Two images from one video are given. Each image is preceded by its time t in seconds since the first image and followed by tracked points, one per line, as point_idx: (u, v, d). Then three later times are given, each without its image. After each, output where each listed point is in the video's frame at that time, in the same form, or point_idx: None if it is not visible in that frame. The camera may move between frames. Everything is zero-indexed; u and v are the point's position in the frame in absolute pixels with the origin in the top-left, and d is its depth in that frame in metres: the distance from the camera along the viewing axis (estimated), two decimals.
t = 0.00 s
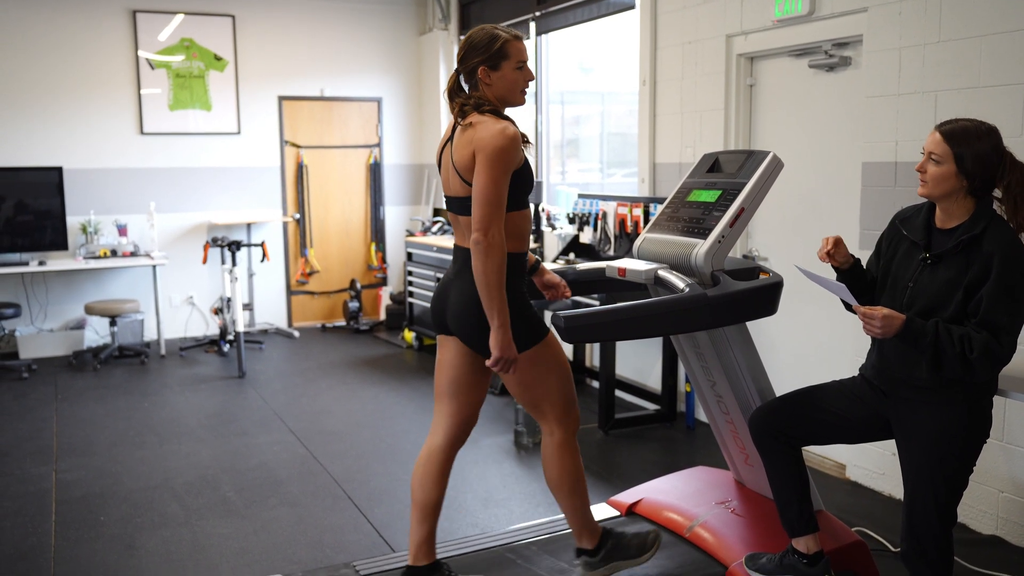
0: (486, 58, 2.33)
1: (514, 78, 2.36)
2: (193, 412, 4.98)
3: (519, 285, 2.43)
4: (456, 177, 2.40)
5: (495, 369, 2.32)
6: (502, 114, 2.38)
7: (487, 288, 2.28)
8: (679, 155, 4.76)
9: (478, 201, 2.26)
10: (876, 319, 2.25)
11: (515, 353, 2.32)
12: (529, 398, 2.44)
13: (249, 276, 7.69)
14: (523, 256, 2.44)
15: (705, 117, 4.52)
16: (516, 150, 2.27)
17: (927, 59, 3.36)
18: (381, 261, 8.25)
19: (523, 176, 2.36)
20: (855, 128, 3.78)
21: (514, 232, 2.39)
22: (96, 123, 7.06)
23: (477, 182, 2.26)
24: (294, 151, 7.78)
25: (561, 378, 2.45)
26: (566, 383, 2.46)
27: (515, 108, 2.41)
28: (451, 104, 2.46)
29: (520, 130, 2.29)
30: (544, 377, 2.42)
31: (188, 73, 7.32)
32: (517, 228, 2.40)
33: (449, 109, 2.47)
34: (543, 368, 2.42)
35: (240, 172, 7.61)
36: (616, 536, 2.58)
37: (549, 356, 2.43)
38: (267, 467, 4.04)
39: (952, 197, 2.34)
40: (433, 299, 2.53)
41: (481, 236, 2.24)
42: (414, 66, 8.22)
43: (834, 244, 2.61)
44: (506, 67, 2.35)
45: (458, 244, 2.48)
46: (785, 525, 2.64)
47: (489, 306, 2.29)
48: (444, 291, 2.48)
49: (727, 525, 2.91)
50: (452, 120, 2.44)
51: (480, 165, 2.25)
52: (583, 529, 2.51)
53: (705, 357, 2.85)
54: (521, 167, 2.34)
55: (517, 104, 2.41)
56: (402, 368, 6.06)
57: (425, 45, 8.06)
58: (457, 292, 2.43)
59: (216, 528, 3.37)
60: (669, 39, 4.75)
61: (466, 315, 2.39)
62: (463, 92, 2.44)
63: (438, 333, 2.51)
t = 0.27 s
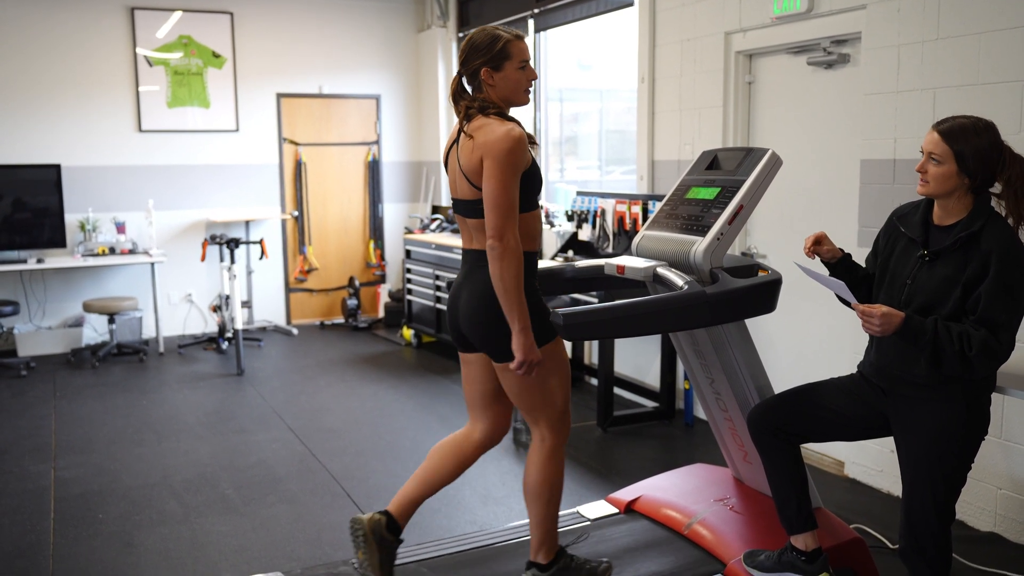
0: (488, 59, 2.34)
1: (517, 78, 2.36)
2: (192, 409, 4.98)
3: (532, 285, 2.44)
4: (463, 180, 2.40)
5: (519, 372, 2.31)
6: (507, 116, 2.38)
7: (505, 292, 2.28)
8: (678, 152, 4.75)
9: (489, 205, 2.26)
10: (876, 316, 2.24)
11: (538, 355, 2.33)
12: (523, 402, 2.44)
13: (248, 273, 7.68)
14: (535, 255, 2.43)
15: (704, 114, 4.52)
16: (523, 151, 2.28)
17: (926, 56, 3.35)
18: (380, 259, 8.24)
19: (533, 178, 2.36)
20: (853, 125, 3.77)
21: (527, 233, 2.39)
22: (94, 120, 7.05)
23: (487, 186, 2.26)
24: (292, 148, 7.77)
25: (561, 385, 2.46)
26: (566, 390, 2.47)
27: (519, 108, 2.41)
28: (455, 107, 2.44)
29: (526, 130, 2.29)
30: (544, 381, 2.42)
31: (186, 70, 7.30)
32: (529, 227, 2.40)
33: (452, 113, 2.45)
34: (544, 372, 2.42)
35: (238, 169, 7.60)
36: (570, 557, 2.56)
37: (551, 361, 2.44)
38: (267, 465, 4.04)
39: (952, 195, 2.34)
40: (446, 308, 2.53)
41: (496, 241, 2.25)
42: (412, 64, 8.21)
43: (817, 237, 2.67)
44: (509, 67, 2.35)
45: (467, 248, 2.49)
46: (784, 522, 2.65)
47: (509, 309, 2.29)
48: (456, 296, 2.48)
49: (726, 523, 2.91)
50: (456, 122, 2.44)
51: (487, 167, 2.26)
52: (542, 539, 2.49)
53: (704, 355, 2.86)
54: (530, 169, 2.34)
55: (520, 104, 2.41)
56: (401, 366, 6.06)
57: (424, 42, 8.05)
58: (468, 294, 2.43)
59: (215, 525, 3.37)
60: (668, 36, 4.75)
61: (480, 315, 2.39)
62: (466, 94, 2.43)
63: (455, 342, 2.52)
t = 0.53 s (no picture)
0: (480, 45, 2.33)
1: (508, 66, 2.36)
2: (187, 404, 4.98)
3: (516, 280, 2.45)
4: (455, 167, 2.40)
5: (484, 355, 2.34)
6: (498, 101, 2.39)
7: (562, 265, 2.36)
8: (674, 146, 4.75)
9: (510, 193, 2.29)
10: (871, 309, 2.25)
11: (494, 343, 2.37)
12: (463, 395, 2.42)
13: (244, 268, 7.67)
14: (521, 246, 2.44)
15: (701, 108, 4.52)
16: (522, 138, 2.30)
17: (923, 51, 3.36)
18: (376, 254, 8.24)
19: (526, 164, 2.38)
20: (849, 119, 3.78)
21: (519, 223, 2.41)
22: (90, 115, 7.03)
23: (502, 174, 2.29)
24: (289, 143, 7.76)
25: (500, 395, 2.44)
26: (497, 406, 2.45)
27: (510, 95, 2.42)
28: (446, 93, 2.45)
29: (520, 115, 2.31)
30: (485, 382, 2.41)
31: (182, 64, 7.29)
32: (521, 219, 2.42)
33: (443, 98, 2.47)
34: (492, 371, 2.41)
35: (235, 164, 7.59)
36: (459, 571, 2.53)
37: (500, 368, 2.42)
38: (263, 460, 4.04)
39: (948, 189, 2.34)
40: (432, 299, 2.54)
41: (534, 227, 2.29)
42: (408, 59, 8.20)
43: (810, 242, 2.67)
44: (500, 55, 2.35)
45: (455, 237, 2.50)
46: (780, 516, 2.65)
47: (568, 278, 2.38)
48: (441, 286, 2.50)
49: (722, 517, 2.92)
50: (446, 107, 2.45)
51: (494, 154, 2.29)
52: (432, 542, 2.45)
53: (700, 348, 2.87)
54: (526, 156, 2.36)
55: (509, 91, 2.42)
56: (398, 361, 6.06)
57: (420, 37, 8.04)
58: (452, 282, 2.43)
59: (212, 520, 3.37)
60: (665, 30, 4.74)
61: (460, 304, 2.39)
62: (457, 79, 2.44)
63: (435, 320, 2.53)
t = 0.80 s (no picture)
0: (474, 53, 2.33)
1: (503, 70, 2.36)
2: (185, 400, 4.97)
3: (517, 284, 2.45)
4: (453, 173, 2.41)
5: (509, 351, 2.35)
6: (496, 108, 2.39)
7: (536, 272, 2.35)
8: (671, 142, 4.75)
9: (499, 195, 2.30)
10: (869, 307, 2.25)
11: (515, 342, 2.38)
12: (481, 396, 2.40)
13: (241, 264, 7.66)
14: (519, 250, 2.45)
15: (698, 104, 4.51)
16: (518, 142, 2.30)
17: (920, 46, 3.35)
18: (374, 249, 8.23)
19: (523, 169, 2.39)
20: (847, 114, 3.78)
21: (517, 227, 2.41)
22: (86, 110, 7.01)
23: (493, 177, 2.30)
24: (286, 138, 7.75)
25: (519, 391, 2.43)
26: (519, 405, 2.43)
27: (507, 100, 2.41)
28: (443, 101, 2.46)
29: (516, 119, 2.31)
30: (501, 379, 2.40)
31: (178, 59, 7.27)
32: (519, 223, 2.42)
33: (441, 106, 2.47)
34: (505, 370, 2.41)
35: (232, 159, 7.58)
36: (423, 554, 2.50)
37: (513, 365, 2.42)
38: (260, 455, 4.04)
39: (945, 184, 2.34)
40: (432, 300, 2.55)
41: (516, 229, 2.29)
42: (405, 54, 8.19)
43: (812, 228, 2.68)
44: (495, 62, 2.35)
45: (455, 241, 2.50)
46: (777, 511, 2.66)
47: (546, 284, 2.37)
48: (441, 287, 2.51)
49: (720, 512, 2.92)
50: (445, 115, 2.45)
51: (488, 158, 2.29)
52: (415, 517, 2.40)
53: (698, 344, 2.87)
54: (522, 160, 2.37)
55: (506, 96, 2.41)
56: (395, 356, 6.06)
57: (417, 32, 8.03)
58: (453, 286, 2.44)
59: (210, 516, 3.37)
60: (662, 25, 4.74)
61: (460, 308, 2.40)
62: (453, 87, 2.44)
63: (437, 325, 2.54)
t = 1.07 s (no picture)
0: (467, 39, 2.33)
1: (494, 60, 2.36)
2: (183, 399, 4.97)
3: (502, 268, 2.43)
4: (435, 160, 2.40)
5: (485, 349, 2.31)
6: (479, 98, 2.37)
7: (471, 270, 2.27)
8: (670, 140, 4.75)
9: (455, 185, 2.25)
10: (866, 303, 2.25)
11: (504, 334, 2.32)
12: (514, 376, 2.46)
13: (239, 263, 7.66)
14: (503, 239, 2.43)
15: (697, 103, 4.51)
16: (492, 133, 2.27)
17: (919, 44, 3.35)
18: (372, 248, 8.24)
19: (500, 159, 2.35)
20: (845, 112, 3.78)
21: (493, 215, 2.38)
22: (84, 108, 7.01)
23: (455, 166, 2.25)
24: (284, 136, 7.75)
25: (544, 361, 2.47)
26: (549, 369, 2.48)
27: (494, 91, 2.40)
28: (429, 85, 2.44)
29: (495, 112, 2.29)
30: (525, 359, 2.44)
31: (176, 58, 7.26)
32: (499, 212, 2.40)
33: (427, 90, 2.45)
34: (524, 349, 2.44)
35: (230, 158, 7.58)
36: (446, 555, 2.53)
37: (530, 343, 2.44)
38: (259, 454, 4.05)
39: (943, 182, 2.35)
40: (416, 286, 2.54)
41: (463, 219, 2.24)
42: (403, 52, 8.19)
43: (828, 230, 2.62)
44: (487, 50, 2.35)
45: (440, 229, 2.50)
46: (775, 510, 2.66)
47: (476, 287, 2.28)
48: (426, 275, 2.49)
49: (718, 510, 2.93)
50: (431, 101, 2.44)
51: (456, 148, 2.25)
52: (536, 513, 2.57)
53: (696, 342, 2.88)
54: (499, 150, 2.34)
55: (495, 87, 2.41)
56: (394, 355, 6.06)
57: (415, 30, 8.03)
58: (439, 275, 2.42)
59: (208, 514, 3.37)
60: (661, 24, 4.74)
61: (447, 296, 2.39)
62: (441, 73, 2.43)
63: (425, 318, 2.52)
